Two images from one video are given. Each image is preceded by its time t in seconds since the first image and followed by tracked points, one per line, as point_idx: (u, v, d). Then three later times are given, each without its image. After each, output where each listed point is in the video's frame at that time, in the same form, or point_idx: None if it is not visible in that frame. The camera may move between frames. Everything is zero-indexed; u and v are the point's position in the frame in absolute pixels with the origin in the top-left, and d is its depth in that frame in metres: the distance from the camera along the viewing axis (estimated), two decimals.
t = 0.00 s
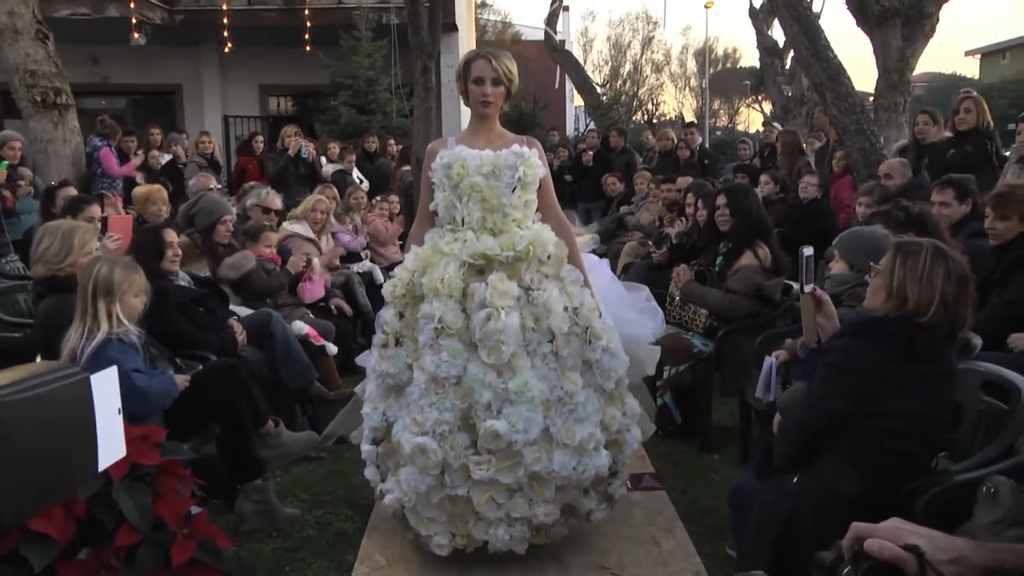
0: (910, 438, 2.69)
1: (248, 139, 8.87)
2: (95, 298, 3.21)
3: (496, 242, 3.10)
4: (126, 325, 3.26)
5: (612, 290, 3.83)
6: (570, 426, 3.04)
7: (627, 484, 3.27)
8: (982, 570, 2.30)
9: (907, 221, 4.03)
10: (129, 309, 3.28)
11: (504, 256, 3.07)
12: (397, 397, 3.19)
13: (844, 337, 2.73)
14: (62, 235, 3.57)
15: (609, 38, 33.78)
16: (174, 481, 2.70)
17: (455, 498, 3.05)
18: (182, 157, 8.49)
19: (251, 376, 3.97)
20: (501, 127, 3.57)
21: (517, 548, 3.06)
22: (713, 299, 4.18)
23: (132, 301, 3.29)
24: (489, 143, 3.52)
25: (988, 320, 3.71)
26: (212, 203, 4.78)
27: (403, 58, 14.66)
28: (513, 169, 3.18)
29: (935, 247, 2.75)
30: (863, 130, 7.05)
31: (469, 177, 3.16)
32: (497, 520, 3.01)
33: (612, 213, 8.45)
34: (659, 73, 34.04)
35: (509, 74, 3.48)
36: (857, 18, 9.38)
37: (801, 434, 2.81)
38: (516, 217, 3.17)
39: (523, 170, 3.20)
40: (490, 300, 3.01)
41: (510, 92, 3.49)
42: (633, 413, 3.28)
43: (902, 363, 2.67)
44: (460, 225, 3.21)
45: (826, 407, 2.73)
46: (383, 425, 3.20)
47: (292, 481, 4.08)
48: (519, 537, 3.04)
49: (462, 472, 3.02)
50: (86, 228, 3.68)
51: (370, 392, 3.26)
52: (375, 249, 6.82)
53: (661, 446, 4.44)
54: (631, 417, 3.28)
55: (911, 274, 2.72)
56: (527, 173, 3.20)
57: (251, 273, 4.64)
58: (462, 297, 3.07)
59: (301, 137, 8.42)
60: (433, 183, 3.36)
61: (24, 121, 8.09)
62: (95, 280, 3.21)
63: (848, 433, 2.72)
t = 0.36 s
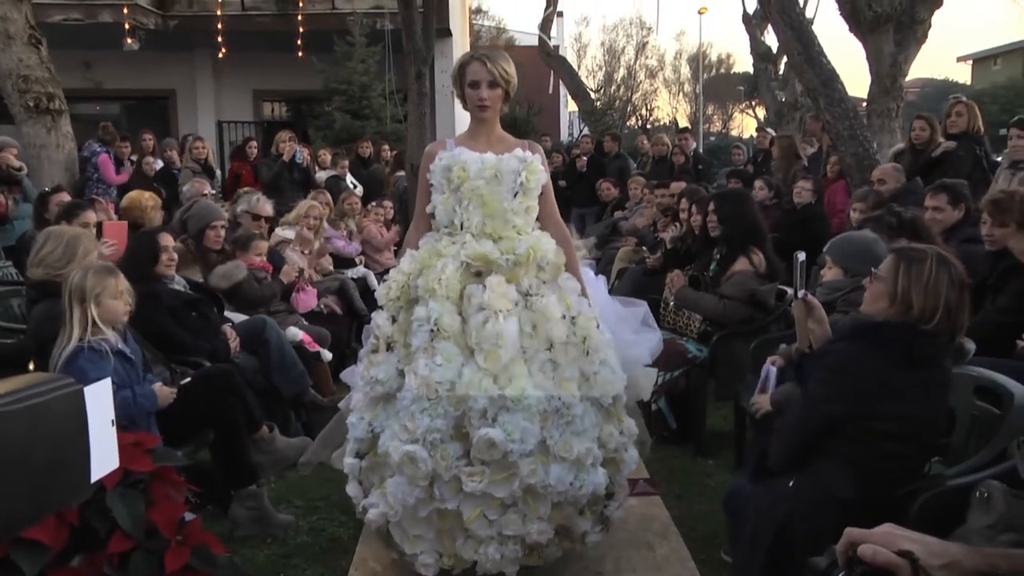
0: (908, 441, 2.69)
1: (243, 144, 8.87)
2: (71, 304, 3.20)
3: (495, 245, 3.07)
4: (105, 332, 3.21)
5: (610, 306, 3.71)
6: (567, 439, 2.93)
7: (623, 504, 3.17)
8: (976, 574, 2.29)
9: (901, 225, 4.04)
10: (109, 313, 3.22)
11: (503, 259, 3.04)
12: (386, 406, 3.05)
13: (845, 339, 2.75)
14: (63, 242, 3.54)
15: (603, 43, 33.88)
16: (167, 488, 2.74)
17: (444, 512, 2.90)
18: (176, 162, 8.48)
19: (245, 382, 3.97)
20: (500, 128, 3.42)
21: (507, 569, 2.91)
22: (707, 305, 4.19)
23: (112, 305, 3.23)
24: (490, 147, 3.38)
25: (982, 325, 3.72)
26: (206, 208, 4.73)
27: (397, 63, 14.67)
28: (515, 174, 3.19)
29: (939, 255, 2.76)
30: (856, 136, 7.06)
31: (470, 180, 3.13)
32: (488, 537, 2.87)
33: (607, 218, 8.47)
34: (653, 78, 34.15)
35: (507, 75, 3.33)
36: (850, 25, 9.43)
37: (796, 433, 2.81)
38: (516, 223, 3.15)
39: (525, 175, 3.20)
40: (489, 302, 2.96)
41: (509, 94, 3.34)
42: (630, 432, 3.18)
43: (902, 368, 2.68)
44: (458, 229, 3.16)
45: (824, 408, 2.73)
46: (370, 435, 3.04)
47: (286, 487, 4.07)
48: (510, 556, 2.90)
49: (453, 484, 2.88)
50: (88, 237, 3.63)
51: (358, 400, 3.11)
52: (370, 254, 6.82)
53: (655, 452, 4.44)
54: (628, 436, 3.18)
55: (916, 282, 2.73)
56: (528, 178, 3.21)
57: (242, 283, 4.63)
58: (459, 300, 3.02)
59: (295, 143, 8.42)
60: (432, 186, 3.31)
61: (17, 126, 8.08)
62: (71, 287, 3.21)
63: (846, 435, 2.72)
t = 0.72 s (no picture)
0: (914, 442, 2.72)
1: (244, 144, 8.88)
2: (66, 303, 3.21)
3: (507, 255, 2.93)
4: (101, 331, 3.21)
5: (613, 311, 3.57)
6: (578, 458, 2.92)
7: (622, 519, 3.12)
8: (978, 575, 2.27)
9: (904, 226, 4.03)
10: (105, 312, 3.22)
11: (516, 271, 2.91)
12: (386, 418, 2.98)
13: (860, 336, 2.77)
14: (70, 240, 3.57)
15: (605, 45, 33.91)
16: (168, 488, 2.74)
17: (451, 532, 2.87)
18: (178, 162, 8.49)
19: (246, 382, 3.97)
20: (509, 131, 3.31)
21: None
22: (706, 304, 4.23)
23: (108, 305, 3.22)
24: (497, 149, 3.26)
25: (985, 326, 3.72)
26: (212, 207, 4.74)
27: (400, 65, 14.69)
28: (528, 178, 3.04)
29: (960, 259, 2.77)
30: (858, 136, 7.04)
31: (480, 183, 2.99)
32: (495, 557, 2.85)
33: (608, 218, 8.47)
34: (654, 80, 34.16)
35: (515, 75, 3.23)
36: (851, 26, 9.43)
37: (804, 428, 2.83)
38: (528, 229, 3.03)
39: (538, 179, 3.05)
40: (503, 318, 2.84)
41: (517, 95, 3.25)
42: (633, 445, 3.14)
43: (913, 366, 2.69)
44: (467, 236, 3.03)
45: (833, 406, 2.75)
46: (369, 448, 2.98)
47: (287, 487, 4.07)
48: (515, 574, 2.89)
49: (461, 504, 2.85)
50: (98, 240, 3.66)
51: (354, 410, 3.03)
52: (372, 255, 6.84)
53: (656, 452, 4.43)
54: (630, 449, 3.14)
55: (934, 283, 2.73)
56: (542, 182, 3.06)
57: (242, 285, 4.65)
58: (470, 313, 2.89)
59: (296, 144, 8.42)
60: (437, 187, 3.16)
61: (20, 126, 8.10)
62: (66, 286, 3.21)
63: (858, 433, 2.73)
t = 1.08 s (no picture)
0: (921, 428, 2.81)
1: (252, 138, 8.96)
2: (74, 301, 3.27)
3: (512, 252, 2.98)
4: (105, 328, 3.27)
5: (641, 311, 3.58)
6: (586, 460, 2.93)
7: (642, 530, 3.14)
8: (970, 560, 2.35)
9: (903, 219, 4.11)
10: (108, 310, 3.28)
11: (519, 267, 2.95)
12: (393, 418, 3.06)
13: (872, 328, 2.90)
14: (63, 231, 3.65)
15: (607, 41, 33.91)
16: (182, 475, 2.79)
17: (452, 534, 2.92)
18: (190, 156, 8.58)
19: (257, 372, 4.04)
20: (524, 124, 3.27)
21: None
22: (708, 291, 4.29)
23: (112, 301, 3.28)
24: (512, 144, 3.22)
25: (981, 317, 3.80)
26: (228, 201, 4.82)
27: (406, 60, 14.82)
28: (536, 176, 3.04)
29: (972, 256, 3.05)
30: (857, 132, 7.12)
31: (487, 181, 3.01)
32: (499, 561, 2.88)
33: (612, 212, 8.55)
34: (657, 75, 34.17)
35: (529, 68, 3.19)
36: (851, 22, 9.50)
37: (809, 422, 2.97)
38: (536, 228, 3.05)
39: (548, 177, 3.04)
40: (505, 314, 2.88)
41: (532, 88, 3.20)
42: (652, 453, 3.16)
43: (926, 360, 2.81)
44: (474, 233, 3.08)
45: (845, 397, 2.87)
46: (377, 448, 3.06)
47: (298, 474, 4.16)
48: None
49: (463, 506, 2.89)
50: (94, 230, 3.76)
51: (366, 410, 3.11)
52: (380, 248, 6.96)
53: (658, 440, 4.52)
54: (651, 457, 3.16)
55: (949, 277, 2.99)
56: (552, 180, 3.04)
57: (254, 277, 4.69)
58: (474, 309, 2.93)
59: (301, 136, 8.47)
60: (449, 185, 3.20)
61: (35, 122, 8.16)
62: (75, 285, 3.28)
63: (868, 424, 2.87)
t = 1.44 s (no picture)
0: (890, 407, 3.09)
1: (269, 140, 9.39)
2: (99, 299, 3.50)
3: (499, 241, 3.15)
4: (129, 323, 3.51)
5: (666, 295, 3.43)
6: (561, 445, 2.97)
7: (638, 519, 3.11)
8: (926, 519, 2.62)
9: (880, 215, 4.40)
10: (132, 307, 3.50)
11: (504, 255, 3.11)
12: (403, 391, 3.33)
13: (852, 316, 3.18)
14: (107, 228, 3.93)
15: (602, 48, 34.55)
16: (208, 453, 3.11)
17: (436, 503, 3.07)
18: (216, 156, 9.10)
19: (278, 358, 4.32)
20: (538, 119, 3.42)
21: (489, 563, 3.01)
22: (694, 279, 4.57)
23: (136, 300, 3.50)
24: (521, 137, 3.37)
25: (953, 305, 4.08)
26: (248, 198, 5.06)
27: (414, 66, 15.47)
28: (527, 167, 3.20)
29: (942, 251, 3.35)
30: (833, 133, 7.39)
31: (482, 173, 3.24)
32: (474, 533, 2.99)
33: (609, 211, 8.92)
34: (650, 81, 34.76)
35: (543, 65, 3.31)
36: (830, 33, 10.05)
37: (795, 398, 3.27)
38: (527, 217, 3.19)
39: (539, 167, 3.18)
40: (482, 299, 3.05)
41: (545, 84, 3.32)
42: (653, 443, 3.13)
43: (900, 349, 3.09)
44: (475, 223, 3.31)
45: (826, 377, 3.17)
46: (391, 420, 3.31)
47: (315, 451, 4.46)
48: (497, 555, 3.00)
49: (442, 478, 3.03)
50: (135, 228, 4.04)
51: (388, 385, 3.39)
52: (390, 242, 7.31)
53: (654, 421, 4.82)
54: (651, 448, 3.13)
55: (922, 269, 3.28)
56: (542, 170, 3.18)
57: (272, 272, 5.02)
58: (461, 295, 3.14)
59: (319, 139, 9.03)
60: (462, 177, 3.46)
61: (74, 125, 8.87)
62: (100, 283, 3.50)
63: (842, 402, 3.16)
